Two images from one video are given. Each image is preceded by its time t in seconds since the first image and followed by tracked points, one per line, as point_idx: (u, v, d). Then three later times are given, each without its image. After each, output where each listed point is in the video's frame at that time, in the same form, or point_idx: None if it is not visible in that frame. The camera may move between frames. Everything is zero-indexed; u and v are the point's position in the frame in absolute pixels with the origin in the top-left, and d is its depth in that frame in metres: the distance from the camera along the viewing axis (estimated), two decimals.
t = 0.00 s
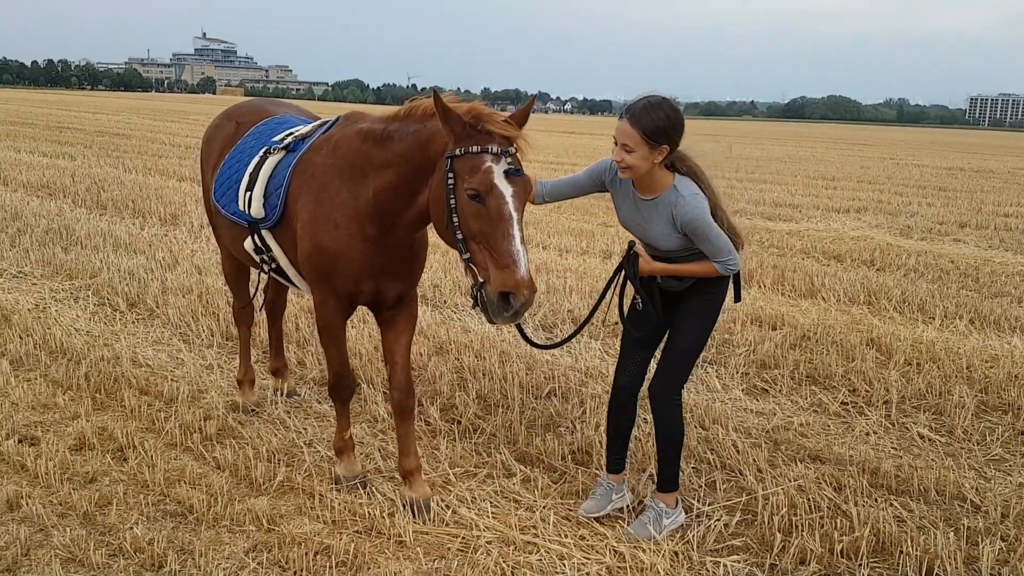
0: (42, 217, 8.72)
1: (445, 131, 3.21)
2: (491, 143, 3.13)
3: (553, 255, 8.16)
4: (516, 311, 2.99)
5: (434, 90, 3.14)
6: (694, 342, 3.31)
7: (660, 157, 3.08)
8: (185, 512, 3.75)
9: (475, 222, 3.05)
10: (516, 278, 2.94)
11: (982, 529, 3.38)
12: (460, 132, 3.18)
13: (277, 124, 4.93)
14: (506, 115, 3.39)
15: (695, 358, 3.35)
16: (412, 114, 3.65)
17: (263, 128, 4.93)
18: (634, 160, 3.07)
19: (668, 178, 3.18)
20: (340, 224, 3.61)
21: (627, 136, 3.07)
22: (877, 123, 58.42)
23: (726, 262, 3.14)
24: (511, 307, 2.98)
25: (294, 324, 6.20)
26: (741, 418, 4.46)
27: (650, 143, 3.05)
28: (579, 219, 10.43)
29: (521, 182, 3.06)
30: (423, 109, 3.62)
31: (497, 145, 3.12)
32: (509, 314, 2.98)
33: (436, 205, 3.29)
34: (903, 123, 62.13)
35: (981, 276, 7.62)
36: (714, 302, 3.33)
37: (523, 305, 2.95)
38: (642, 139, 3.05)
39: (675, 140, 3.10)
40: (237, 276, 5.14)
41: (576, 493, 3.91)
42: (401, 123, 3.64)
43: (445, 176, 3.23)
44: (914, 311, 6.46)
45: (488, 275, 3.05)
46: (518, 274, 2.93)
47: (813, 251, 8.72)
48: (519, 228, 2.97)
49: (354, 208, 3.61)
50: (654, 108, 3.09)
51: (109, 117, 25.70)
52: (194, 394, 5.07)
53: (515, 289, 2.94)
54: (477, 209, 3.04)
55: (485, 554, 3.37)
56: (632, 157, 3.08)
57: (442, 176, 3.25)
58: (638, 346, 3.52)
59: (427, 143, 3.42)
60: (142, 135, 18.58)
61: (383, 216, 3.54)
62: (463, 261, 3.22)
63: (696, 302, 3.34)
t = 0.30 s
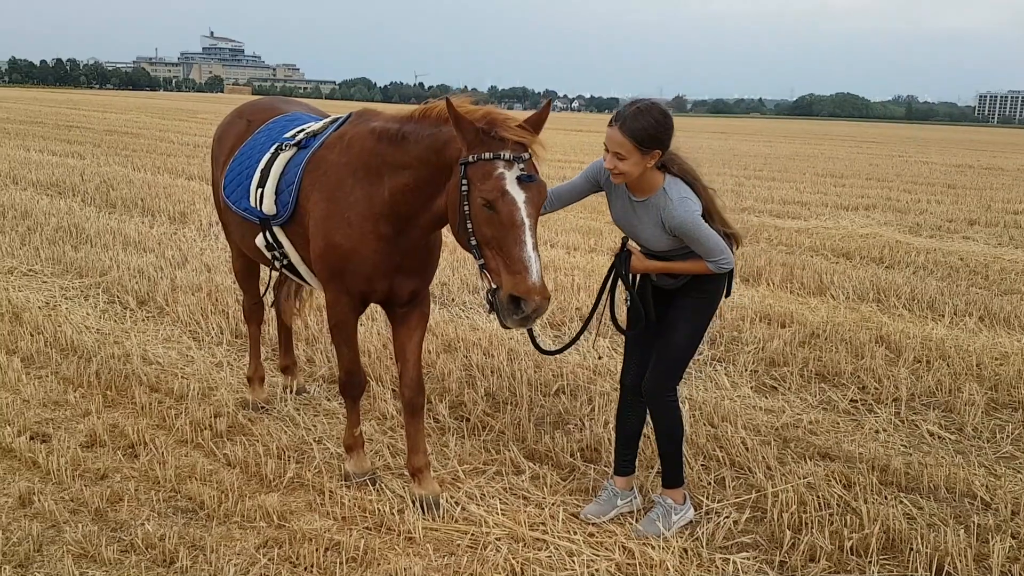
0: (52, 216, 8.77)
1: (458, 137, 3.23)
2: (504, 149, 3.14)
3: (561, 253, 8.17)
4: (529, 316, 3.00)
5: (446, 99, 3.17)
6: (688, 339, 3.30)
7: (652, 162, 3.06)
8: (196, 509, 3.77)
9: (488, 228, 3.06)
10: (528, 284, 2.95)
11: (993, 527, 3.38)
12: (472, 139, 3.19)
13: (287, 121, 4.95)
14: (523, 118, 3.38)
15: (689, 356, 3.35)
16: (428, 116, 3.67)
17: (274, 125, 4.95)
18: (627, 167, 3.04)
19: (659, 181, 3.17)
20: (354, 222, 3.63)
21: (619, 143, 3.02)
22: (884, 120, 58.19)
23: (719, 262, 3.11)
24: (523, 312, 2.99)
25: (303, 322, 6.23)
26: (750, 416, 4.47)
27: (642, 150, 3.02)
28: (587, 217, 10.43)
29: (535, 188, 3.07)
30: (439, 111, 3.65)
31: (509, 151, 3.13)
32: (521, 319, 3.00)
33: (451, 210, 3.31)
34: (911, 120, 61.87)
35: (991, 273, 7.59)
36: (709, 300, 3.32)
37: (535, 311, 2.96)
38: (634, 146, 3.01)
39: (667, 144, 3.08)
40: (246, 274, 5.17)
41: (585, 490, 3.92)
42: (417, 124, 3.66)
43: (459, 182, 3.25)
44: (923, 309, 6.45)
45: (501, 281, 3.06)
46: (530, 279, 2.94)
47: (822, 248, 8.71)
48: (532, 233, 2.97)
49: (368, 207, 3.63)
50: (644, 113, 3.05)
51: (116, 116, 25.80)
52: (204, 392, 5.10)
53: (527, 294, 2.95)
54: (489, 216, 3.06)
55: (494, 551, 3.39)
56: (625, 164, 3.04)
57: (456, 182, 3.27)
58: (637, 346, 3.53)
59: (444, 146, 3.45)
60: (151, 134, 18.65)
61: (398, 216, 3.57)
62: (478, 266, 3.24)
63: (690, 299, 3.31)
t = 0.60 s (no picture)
0: (59, 215, 8.80)
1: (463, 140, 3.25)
2: (507, 150, 3.15)
3: (567, 251, 8.18)
4: (531, 317, 2.99)
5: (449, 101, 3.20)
6: (694, 335, 3.30)
7: (672, 136, 3.04)
8: (205, 506, 3.78)
9: (491, 230, 3.07)
10: (529, 284, 2.94)
11: (1002, 524, 3.38)
12: (477, 141, 3.22)
13: (293, 120, 4.96)
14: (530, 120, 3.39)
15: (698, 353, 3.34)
16: (436, 117, 3.68)
17: (280, 123, 4.96)
18: (648, 141, 3.02)
19: (675, 157, 3.16)
20: (362, 222, 3.64)
21: (640, 116, 3.00)
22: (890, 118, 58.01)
23: (725, 251, 3.14)
24: (525, 313, 2.98)
25: (310, 321, 6.25)
26: (757, 413, 4.47)
27: (664, 123, 3.00)
28: (592, 215, 10.43)
29: (538, 189, 3.05)
30: (446, 113, 3.66)
31: (513, 152, 3.13)
32: (523, 320, 2.99)
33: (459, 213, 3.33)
34: (917, 117, 61.67)
35: (999, 270, 7.57)
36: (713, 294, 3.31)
37: (536, 312, 2.95)
38: (656, 119, 2.99)
39: (686, 119, 3.07)
40: (253, 272, 5.18)
41: (592, 488, 3.93)
42: (424, 125, 3.67)
43: (465, 184, 3.26)
44: (931, 306, 6.43)
45: (504, 282, 3.06)
46: (530, 280, 2.94)
47: (829, 246, 8.69)
48: (533, 234, 2.96)
49: (376, 206, 3.64)
50: (667, 86, 3.03)
51: (121, 116, 25.87)
52: (211, 390, 5.12)
53: (527, 295, 2.94)
54: (491, 217, 3.06)
55: (502, 548, 3.39)
56: (646, 139, 3.02)
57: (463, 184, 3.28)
58: (642, 343, 3.53)
59: (453, 148, 3.46)
60: (156, 134, 18.69)
61: (407, 217, 3.59)
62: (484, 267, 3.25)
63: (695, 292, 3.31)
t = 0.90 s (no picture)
0: (70, 217, 8.86)
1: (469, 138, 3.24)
2: (512, 149, 3.14)
3: (575, 250, 8.17)
4: (533, 316, 2.99)
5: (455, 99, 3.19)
6: (712, 335, 3.29)
7: (694, 104, 3.05)
8: (215, 507, 3.80)
9: (494, 228, 3.07)
10: (530, 284, 2.95)
11: (1015, 522, 3.35)
12: (482, 139, 3.21)
13: (299, 121, 4.98)
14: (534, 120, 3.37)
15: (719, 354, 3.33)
16: (441, 117, 3.67)
17: (287, 125, 4.98)
18: (673, 107, 3.01)
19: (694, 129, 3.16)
20: (368, 221, 3.64)
21: (665, 81, 3.00)
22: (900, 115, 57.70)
23: (736, 235, 3.11)
24: (527, 312, 2.98)
25: (319, 321, 6.27)
26: (768, 411, 4.44)
27: (688, 88, 3.00)
28: (601, 214, 10.42)
29: (541, 189, 3.03)
30: (450, 112, 3.65)
31: (517, 151, 3.12)
32: (524, 320, 3.00)
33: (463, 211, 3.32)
34: (927, 114, 61.32)
35: (1011, 267, 7.52)
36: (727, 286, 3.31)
37: (538, 311, 2.95)
38: (680, 85, 2.99)
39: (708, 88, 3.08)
40: (261, 273, 5.20)
41: (602, 487, 3.92)
42: (429, 125, 3.67)
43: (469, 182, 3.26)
44: (943, 303, 6.39)
45: (506, 281, 3.06)
46: (532, 279, 2.94)
47: (839, 243, 8.65)
48: (536, 233, 2.96)
49: (382, 206, 3.64)
50: (691, 51, 3.03)
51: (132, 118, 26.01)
52: (221, 390, 5.14)
53: (529, 294, 2.95)
54: (495, 216, 3.06)
55: (511, 548, 3.39)
56: (671, 103, 3.00)
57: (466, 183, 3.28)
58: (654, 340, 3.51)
59: (457, 147, 3.45)
60: (165, 135, 18.79)
61: (413, 216, 3.59)
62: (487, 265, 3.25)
63: (709, 289, 3.29)
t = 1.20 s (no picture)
0: (71, 220, 8.87)
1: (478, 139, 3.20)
2: (523, 149, 3.14)
3: (576, 252, 8.15)
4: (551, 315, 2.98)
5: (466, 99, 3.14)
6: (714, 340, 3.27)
7: (693, 94, 3.05)
8: (214, 511, 3.78)
9: (507, 229, 3.05)
10: (548, 283, 2.94)
11: (1018, 524, 3.32)
12: (493, 139, 3.18)
13: (296, 123, 4.97)
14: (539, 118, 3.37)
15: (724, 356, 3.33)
16: (441, 117, 3.66)
17: (284, 127, 4.97)
18: (673, 96, 3.00)
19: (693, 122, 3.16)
20: (368, 224, 3.63)
21: (665, 69, 3.01)
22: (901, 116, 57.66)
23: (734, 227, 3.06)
24: (544, 311, 2.97)
25: (320, 324, 6.26)
26: (770, 413, 4.42)
27: (688, 77, 3.01)
28: (602, 216, 10.40)
29: (552, 188, 3.06)
30: (449, 113, 3.63)
31: (528, 151, 3.13)
32: (542, 319, 2.98)
33: (468, 212, 3.29)
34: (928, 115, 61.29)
35: (1013, 268, 7.49)
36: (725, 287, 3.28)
37: (556, 310, 2.95)
38: (679, 74, 2.99)
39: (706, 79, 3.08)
40: (260, 275, 5.19)
41: (603, 490, 3.90)
42: (428, 126, 3.66)
43: (476, 183, 3.24)
44: (945, 304, 6.37)
45: (520, 281, 3.05)
46: (550, 279, 2.93)
47: (841, 244, 8.63)
48: (551, 233, 2.97)
49: (383, 208, 3.63)
50: (688, 42, 3.05)
51: (133, 121, 26.07)
52: (221, 393, 5.12)
53: (547, 294, 2.94)
54: (508, 216, 3.04)
55: (512, 551, 3.37)
56: (671, 92, 3.00)
57: (474, 183, 3.26)
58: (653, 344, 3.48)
59: (458, 149, 3.43)
60: (167, 138, 18.81)
61: (413, 218, 3.57)
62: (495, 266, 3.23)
63: (708, 289, 3.27)
